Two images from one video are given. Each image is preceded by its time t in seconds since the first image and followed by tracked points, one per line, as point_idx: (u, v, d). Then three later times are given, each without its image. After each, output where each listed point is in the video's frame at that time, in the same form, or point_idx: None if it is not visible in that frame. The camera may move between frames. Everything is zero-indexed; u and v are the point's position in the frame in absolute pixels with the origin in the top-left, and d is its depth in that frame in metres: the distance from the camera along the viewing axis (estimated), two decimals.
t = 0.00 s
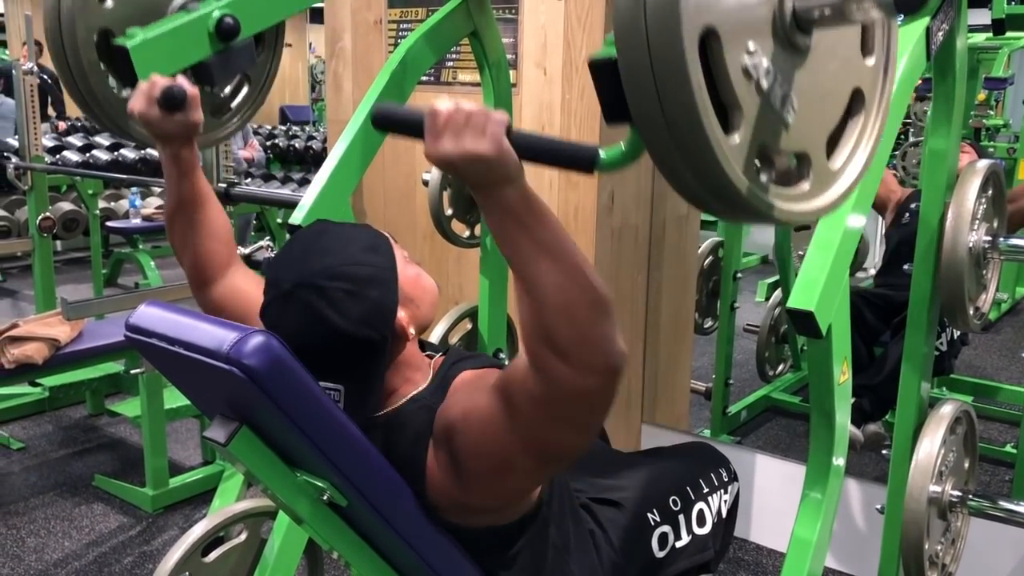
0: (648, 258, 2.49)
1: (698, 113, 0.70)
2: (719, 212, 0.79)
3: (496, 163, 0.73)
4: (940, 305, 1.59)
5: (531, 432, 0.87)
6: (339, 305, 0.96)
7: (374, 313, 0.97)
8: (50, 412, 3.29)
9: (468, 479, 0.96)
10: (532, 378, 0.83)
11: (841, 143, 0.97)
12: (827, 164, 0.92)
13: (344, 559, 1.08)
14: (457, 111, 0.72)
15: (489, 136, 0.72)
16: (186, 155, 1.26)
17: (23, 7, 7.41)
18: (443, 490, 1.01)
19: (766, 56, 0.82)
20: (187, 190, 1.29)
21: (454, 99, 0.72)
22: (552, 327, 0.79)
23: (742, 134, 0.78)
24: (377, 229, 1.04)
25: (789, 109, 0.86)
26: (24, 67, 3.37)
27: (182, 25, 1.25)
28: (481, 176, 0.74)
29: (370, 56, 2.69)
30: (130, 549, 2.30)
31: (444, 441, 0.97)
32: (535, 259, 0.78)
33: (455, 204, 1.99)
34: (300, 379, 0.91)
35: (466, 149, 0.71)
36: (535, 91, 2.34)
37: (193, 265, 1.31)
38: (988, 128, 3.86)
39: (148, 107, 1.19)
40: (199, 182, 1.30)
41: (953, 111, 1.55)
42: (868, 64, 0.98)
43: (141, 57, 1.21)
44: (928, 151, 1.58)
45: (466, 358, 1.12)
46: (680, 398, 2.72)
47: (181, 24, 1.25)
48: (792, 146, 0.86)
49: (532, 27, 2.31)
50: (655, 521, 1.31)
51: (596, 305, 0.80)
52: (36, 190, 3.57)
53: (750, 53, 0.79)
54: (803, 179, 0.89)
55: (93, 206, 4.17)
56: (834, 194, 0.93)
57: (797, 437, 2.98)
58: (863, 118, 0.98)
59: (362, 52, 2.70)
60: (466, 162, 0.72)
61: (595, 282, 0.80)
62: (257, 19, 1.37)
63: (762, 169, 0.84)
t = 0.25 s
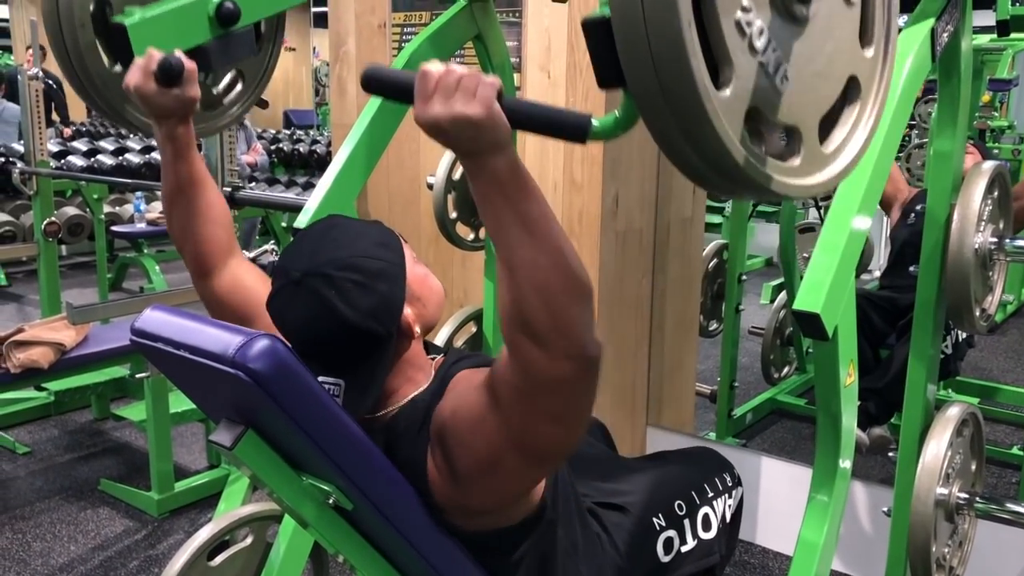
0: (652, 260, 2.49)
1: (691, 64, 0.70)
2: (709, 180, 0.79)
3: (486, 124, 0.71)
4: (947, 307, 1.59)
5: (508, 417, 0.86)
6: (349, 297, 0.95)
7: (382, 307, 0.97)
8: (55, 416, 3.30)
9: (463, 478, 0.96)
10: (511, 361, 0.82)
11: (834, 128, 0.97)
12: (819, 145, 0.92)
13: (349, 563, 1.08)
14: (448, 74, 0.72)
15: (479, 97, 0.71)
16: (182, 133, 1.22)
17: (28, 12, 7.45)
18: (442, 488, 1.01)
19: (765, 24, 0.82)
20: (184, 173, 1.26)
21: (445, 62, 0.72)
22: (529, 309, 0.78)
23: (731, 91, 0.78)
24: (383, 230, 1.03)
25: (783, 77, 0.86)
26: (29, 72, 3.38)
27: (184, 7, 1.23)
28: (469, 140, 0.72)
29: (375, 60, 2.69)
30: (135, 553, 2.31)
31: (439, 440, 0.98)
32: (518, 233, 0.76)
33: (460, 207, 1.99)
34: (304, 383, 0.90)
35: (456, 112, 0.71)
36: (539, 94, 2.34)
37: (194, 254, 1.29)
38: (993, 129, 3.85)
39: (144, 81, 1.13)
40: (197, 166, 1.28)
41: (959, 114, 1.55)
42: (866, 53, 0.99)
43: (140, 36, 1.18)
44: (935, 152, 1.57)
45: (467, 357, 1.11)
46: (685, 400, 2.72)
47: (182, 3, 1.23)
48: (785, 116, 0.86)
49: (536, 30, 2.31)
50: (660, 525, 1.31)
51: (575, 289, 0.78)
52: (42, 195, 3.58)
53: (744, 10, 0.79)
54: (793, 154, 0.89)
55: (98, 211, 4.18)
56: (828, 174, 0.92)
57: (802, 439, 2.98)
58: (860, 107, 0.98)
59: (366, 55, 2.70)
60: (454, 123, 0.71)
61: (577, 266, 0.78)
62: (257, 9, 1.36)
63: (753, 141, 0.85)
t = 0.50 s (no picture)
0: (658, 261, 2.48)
1: (727, 173, 0.70)
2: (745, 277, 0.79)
3: (546, 250, 0.73)
4: (954, 308, 1.58)
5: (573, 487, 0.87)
6: (358, 303, 0.95)
7: (390, 312, 0.97)
8: (61, 421, 3.30)
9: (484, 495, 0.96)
10: (577, 450, 0.82)
11: (862, 212, 0.97)
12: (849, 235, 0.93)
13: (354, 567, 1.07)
14: (504, 202, 0.73)
15: (536, 223, 0.73)
16: (226, 234, 1.27)
17: (33, 18, 7.50)
18: (451, 499, 1.00)
19: (796, 125, 0.83)
20: (223, 262, 1.30)
21: (500, 190, 0.73)
22: (609, 403, 0.77)
23: (765, 191, 0.78)
24: (389, 233, 1.03)
25: (814, 174, 0.86)
26: (34, 78, 3.39)
27: (209, 96, 1.30)
28: (530, 262, 0.74)
29: (379, 64, 2.70)
30: (142, 557, 2.31)
31: (460, 451, 0.96)
32: (584, 336, 0.77)
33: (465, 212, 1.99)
34: (310, 385, 0.90)
35: (517, 239, 0.72)
36: (543, 97, 2.35)
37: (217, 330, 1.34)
38: (998, 131, 3.84)
39: (191, 196, 1.21)
40: (234, 258, 1.32)
41: (964, 114, 1.55)
42: (890, 141, 1.01)
43: (175, 131, 1.26)
44: (940, 153, 1.57)
45: (481, 370, 1.08)
46: (691, 403, 2.71)
47: (206, 95, 1.30)
48: (817, 210, 0.87)
49: (540, 33, 2.32)
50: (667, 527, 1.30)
51: (649, 380, 0.78)
52: (47, 200, 3.59)
53: (778, 114, 0.80)
54: (821, 245, 0.89)
55: (103, 216, 4.19)
56: (856, 260, 0.93)
57: (808, 442, 2.97)
58: (883, 191, 1.00)
59: (370, 59, 2.71)
60: (516, 252, 0.73)
61: (648, 359, 0.78)
62: (281, 70, 1.40)
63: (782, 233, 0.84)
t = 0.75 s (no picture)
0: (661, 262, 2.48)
1: (764, 258, 0.78)
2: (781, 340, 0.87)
3: (595, 328, 0.77)
4: (957, 308, 1.58)
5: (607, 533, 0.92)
6: (359, 304, 0.95)
7: (392, 313, 0.97)
8: (65, 423, 3.31)
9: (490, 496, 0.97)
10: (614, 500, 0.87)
11: (888, 262, 1.06)
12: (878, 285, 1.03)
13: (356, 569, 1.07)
14: (553, 285, 0.77)
15: (586, 305, 0.76)
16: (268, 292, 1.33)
17: (36, 21, 7.51)
18: (452, 500, 1.01)
19: (823, 192, 0.90)
20: (262, 318, 1.35)
21: (549, 273, 0.77)
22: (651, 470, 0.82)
23: (801, 271, 0.87)
24: (390, 234, 1.03)
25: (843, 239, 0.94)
26: (37, 80, 3.39)
27: (238, 151, 1.42)
28: (580, 338, 0.78)
29: (381, 66, 2.70)
30: (145, 559, 2.31)
31: (474, 451, 0.97)
32: (629, 405, 0.81)
33: (466, 212, 1.99)
34: (312, 386, 0.90)
35: (569, 320, 0.76)
36: (545, 97, 2.35)
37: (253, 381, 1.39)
38: (1001, 130, 3.84)
39: (232, 265, 1.24)
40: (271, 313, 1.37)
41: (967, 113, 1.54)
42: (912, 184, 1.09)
43: (210, 190, 1.38)
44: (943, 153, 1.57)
45: (490, 375, 1.09)
46: (693, 404, 2.71)
47: (233, 152, 1.41)
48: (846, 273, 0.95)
49: (542, 34, 2.32)
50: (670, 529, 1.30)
51: (688, 450, 0.82)
52: (50, 202, 3.60)
53: (810, 193, 0.87)
54: (854, 300, 0.99)
55: (106, 218, 4.20)
56: (882, 312, 1.02)
57: (811, 442, 2.97)
58: (907, 238, 1.09)
59: (373, 61, 2.71)
60: (567, 331, 0.77)
61: (688, 428, 0.82)
62: (301, 112, 1.50)
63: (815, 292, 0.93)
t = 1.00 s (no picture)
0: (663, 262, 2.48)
1: (776, 280, 0.83)
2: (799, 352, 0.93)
3: (608, 343, 0.77)
4: (959, 308, 1.58)
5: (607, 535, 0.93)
6: (362, 305, 0.96)
7: (393, 314, 0.97)
8: (66, 424, 3.31)
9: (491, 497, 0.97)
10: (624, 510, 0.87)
11: (897, 266, 1.12)
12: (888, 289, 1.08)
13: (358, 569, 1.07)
14: (564, 301, 0.76)
15: (597, 320, 0.76)
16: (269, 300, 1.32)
17: (37, 22, 7.52)
18: (452, 499, 1.01)
19: (833, 209, 0.93)
20: (263, 327, 1.35)
21: (560, 289, 0.76)
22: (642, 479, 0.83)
23: (814, 291, 0.92)
24: (391, 235, 1.03)
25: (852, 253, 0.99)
26: (38, 81, 3.39)
27: (242, 157, 1.50)
28: (591, 352, 0.77)
29: (382, 66, 2.70)
30: (146, 560, 2.31)
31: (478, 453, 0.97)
32: (639, 418, 0.82)
33: (467, 212, 1.99)
34: (312, 386, 0.90)
35: (581, 336, 0.76)
36: (546, 98, 2.35)
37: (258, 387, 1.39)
38: (1003, 130, 3.83)
39: (237, 271, 1.24)
40: (275, 320, 1.36)
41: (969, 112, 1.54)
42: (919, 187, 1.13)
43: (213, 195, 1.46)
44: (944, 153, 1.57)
45: (494, 376, 1.11)
46: (695, 404, 2.70)
47: (236, 159, 1.49)
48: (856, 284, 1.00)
49: (543, 34, 2.32)
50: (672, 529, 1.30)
51: (696, 460, 0.83)
52: (51, 203, 3.60)
53: (821, 215, 0.91)
54: (866, 308, 1.05)
55: (108, 219, 4.20)
56: (893, 315, 1.07)
57: (813, 443, 2.97)
58: (916, 238, 1.14)
59: (374, 61, 2.72)
60: (579, 348, 0.76)
61: (695, 439, 0.84)
62: (304, 117, 1.56)
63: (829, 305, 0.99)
